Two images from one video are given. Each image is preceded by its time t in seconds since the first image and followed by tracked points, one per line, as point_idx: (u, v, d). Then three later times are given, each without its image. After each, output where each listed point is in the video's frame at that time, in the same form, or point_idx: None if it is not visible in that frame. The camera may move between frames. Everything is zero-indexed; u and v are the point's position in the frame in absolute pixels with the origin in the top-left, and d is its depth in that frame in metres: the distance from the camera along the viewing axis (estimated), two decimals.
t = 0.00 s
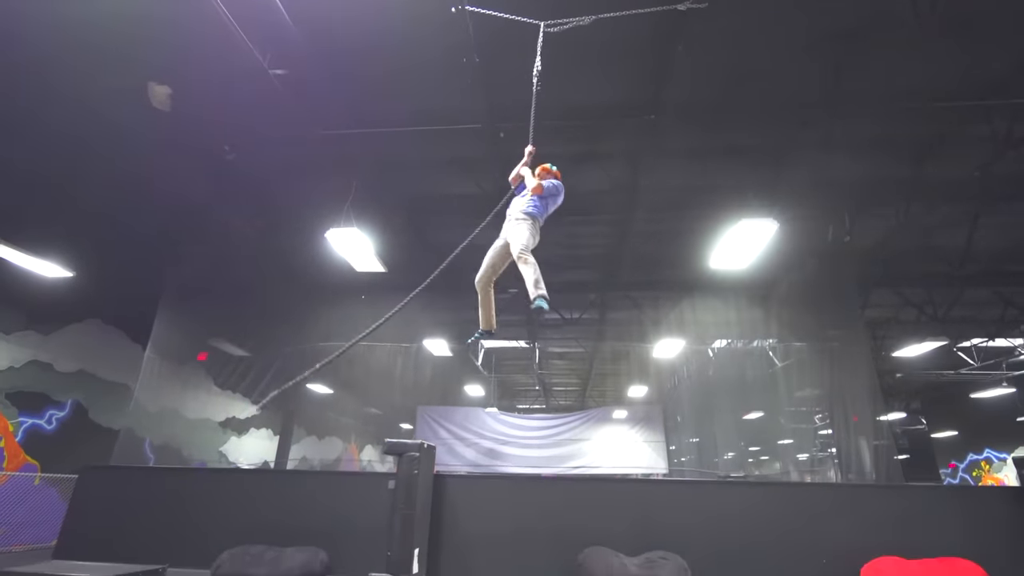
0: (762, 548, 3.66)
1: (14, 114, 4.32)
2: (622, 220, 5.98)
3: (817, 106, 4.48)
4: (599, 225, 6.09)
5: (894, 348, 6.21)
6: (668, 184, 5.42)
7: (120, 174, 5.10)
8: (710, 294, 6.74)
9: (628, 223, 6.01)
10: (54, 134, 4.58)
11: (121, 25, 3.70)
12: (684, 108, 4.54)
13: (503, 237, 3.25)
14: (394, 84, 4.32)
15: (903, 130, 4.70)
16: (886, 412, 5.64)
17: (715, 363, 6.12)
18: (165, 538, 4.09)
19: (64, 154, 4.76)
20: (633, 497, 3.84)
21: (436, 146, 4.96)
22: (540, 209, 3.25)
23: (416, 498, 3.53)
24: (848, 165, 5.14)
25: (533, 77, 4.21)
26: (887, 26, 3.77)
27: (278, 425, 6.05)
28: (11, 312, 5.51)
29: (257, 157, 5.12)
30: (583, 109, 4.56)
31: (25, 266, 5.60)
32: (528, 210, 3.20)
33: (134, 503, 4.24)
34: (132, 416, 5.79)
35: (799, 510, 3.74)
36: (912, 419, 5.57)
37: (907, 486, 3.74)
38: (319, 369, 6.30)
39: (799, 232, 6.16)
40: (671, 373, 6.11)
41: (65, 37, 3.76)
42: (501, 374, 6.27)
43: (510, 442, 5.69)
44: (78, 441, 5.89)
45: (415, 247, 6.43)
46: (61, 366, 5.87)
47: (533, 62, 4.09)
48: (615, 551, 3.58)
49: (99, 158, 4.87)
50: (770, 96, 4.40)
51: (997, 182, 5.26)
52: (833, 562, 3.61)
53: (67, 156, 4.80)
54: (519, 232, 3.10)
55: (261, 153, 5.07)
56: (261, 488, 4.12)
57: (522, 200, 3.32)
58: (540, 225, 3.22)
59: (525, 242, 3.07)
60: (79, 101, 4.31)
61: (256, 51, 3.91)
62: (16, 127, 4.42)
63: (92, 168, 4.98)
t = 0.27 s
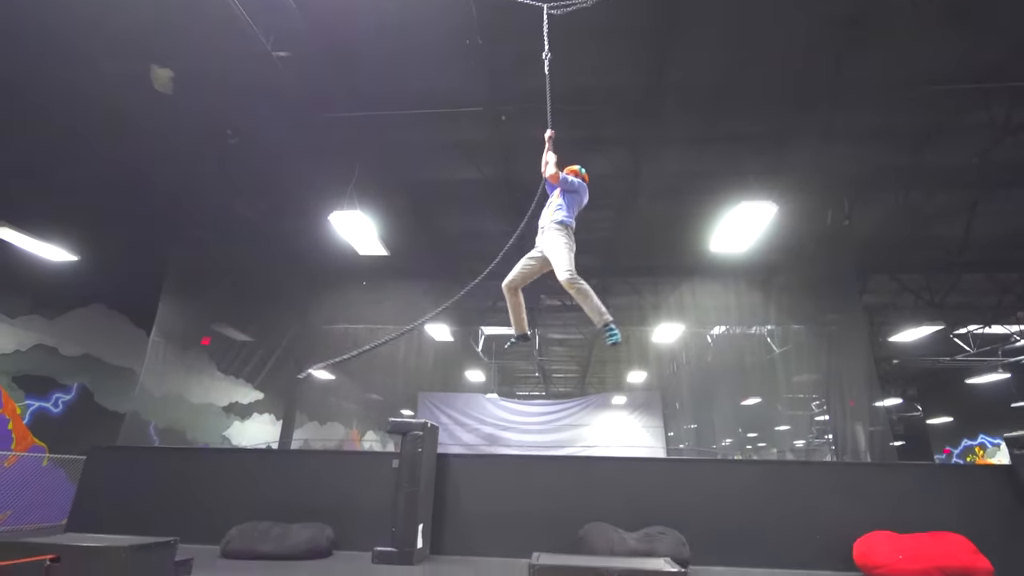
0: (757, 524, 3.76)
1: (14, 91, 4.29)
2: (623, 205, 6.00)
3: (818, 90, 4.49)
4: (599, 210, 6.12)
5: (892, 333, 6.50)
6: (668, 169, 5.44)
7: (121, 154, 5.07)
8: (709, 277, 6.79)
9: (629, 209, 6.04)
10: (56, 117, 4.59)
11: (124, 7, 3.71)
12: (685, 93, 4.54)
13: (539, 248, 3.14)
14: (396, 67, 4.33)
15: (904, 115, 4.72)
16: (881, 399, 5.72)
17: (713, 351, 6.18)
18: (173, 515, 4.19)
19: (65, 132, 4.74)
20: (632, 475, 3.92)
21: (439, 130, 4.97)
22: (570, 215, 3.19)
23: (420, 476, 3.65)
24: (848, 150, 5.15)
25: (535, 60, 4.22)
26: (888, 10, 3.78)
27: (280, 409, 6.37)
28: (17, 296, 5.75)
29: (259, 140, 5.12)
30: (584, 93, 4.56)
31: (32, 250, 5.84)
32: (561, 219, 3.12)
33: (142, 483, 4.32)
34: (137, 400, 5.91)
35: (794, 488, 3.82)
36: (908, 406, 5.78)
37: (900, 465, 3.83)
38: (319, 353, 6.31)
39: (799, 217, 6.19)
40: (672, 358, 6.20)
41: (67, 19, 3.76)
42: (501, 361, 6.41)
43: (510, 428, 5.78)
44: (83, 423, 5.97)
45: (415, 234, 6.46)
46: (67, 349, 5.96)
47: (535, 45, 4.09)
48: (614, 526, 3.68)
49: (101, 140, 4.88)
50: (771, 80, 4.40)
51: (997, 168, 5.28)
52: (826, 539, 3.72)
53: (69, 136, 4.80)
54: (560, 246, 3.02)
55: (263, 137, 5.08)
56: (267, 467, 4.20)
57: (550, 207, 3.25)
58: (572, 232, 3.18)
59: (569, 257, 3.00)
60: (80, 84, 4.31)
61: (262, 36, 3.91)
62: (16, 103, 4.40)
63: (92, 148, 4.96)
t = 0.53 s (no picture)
0: (749, 486, 3.88)
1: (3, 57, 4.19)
2: (623, 176, 5.97)
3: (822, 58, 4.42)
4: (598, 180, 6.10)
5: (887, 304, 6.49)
6: (669, 139, 5.39)
7: (117, 126, 5.01)
8: (709, 249, 6.79)
9: (629, 179, 6.01)
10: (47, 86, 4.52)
11: None
12: (687, 61, 4.47)
13: (563, 222, 3.16)
14: (393, 32, 4.23)
15: (908, 84, 4.66)
16: (874, 369, 5.89)
17: (710, 322, 6.25)
18: (182, 478, 4.32)
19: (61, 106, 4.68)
20: (629, 440, 4.02)
21: (437, 98, 4.90)
22: (587, 188, 3.22)
23: (422, 440, 3.74)
24: (851, 120, 5.10)
25: (535, 26, 4.13)
26: None
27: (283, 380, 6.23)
28: (17, 267, 6.09)
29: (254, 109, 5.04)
30: (585, 61, 4.48)
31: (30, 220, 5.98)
32: (579, 192, 3.16)
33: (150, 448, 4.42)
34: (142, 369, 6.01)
35: (785, 452, 3.93)
36: (901, 377, 5.89)
37: (890, 430, 3.93)
38: (327, 322, 6.32)
39: (799, 187, 6.16)
40: (671, 328, 6.24)
41: None
42: (500, 333, 6.29)
43: (509, 397, 5.85)
44: (90, 392, 6.09)
45: (414, 204, 6.43)
46: (69, 319, 6.19)
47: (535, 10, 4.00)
48: (610, 488, 3.80)
49: (95, 109, 4.81)
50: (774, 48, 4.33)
51: (1001, 137, 5.24)
52: (815, 500, 3.84)
53: (61, 105, 4.73)
54: (584, 219, 3.05)
55: (259, 105, 5.01)
56: (272, 433, 4.31)
57: (566, 180, 3.26)
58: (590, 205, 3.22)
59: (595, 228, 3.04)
60: (71, 52, 4.22)
61: None
62: (5, 70, 4.32)
63: (90, 122, 4.92)
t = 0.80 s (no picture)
0: (741, 445, 3.99)
1: None
2: (624, 139, 5.88)
3: (832, 16, 4.30)
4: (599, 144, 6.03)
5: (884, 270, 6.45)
6: (671, 102, 5.29)
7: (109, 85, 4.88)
8: (709, 214, 6.76)
9: (630, 142, 5.93)
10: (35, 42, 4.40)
11: None
12: (693, 18, 4.35)
13: (565, 185, 3.11)
14: None
15: (919, 44, 4.55)
16: (869, 337, 5.99)
17: (709, 289, 6.26)
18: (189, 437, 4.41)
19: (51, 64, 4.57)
20: (626, 402, 4.10)
21: (436, 58, 4.79)
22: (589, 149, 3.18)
23: (424, 400, 3.83)
24: (859, 82, 5.00)
25: None
26: None
27: (285, 345, 5.98)
28: (16, 230, 5.95)
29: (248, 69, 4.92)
30: (588, 19, 4.36)
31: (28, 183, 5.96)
32: (580, 154, 3.12)
33: (155, 409, 4.50)
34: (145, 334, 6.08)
35: (778, 413, 4.03)
36: (896, 344, 5.93)
37: (881, 393, 4.03)
38: (326, 291, 6.18)
39: (804, 152, 6.11)
40: (670, 294, 6.21)
41: None
42: (499, 299, 6.19)
43: (508, 362, 5.86)
44: (92, 355, 6.16)
45: (413, 169, 6.38)
46: (70, 284, 6.15)
47: None
48: (607, 447, 3.90)
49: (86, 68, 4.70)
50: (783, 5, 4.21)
51: (1009, 100, 5.16)
52: (806, 459, 3.96)
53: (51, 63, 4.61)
54: (585, 181, 3.03)
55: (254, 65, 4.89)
56: (276, 395, 4.39)
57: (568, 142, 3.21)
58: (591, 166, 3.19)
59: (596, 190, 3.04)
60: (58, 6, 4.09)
61: None
62: None
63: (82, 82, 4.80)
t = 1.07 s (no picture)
0: (737, 412, 4.07)
1: None
2: (626, 107, 5.79)
3: None
4: (600, 114, 5.96)
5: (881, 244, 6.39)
6: (675, 69, 5.18)
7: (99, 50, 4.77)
8: (713, 182, 6.88)
9: (631, 111, 5.85)
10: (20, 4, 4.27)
11: None
12: None
13: (551, 177, 3.09)
14: None
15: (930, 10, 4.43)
16: (866, 309, 6.02)
17: (709, 260, 6.20)
18: (195, 405, 4.49)
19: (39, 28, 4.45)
20: (625, 370, 4.17)
21: (435, 23, 4.66)
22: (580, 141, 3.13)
23: (425, 367, 3.90)
24: (868, 49, 4.88)
25: None
26: None
27: (287, 316, 5.90)
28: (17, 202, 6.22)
29: (242, 36, 4.78)
30: None
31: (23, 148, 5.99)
32: (569, 146, 3.09)
33: (160, 377, 4.57)
34: (148, 305, 6.10)
35: (774, 381, 4.10)
36: (892, 317, 5.93)
37: (877, 363, 4.08)
38: (322, 262, 6.14)
39: (808, 123, 6.02)
40: (670, 265, 6.13)
41: None
42: (498, 272, 6.11)
43: (509, 334, 5.84)
44: (97, 323, 6.29)
45: (411, 137, 6.28)
46: (71, 255, 6.31)
47: None
48: (606, 414, 3.98)
49: (76, 32, 4.59)
50: None
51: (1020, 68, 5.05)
52: (801, 426, 4.04)
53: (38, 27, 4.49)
54: (569, 173, 3.00)
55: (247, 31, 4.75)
56: (279, 363, 4.45)
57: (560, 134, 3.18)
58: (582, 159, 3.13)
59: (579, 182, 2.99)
60: None
61: None
62: None
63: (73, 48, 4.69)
